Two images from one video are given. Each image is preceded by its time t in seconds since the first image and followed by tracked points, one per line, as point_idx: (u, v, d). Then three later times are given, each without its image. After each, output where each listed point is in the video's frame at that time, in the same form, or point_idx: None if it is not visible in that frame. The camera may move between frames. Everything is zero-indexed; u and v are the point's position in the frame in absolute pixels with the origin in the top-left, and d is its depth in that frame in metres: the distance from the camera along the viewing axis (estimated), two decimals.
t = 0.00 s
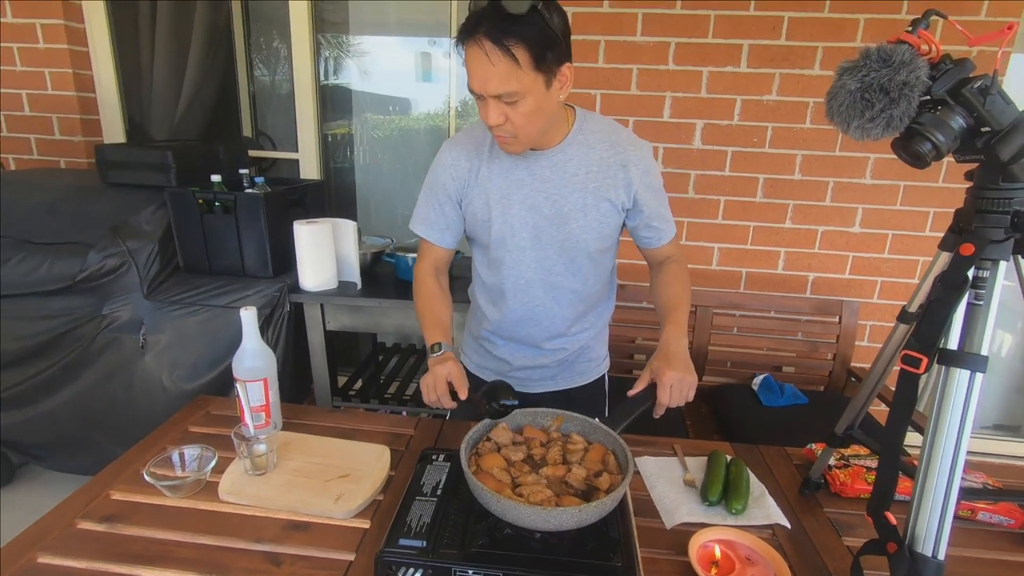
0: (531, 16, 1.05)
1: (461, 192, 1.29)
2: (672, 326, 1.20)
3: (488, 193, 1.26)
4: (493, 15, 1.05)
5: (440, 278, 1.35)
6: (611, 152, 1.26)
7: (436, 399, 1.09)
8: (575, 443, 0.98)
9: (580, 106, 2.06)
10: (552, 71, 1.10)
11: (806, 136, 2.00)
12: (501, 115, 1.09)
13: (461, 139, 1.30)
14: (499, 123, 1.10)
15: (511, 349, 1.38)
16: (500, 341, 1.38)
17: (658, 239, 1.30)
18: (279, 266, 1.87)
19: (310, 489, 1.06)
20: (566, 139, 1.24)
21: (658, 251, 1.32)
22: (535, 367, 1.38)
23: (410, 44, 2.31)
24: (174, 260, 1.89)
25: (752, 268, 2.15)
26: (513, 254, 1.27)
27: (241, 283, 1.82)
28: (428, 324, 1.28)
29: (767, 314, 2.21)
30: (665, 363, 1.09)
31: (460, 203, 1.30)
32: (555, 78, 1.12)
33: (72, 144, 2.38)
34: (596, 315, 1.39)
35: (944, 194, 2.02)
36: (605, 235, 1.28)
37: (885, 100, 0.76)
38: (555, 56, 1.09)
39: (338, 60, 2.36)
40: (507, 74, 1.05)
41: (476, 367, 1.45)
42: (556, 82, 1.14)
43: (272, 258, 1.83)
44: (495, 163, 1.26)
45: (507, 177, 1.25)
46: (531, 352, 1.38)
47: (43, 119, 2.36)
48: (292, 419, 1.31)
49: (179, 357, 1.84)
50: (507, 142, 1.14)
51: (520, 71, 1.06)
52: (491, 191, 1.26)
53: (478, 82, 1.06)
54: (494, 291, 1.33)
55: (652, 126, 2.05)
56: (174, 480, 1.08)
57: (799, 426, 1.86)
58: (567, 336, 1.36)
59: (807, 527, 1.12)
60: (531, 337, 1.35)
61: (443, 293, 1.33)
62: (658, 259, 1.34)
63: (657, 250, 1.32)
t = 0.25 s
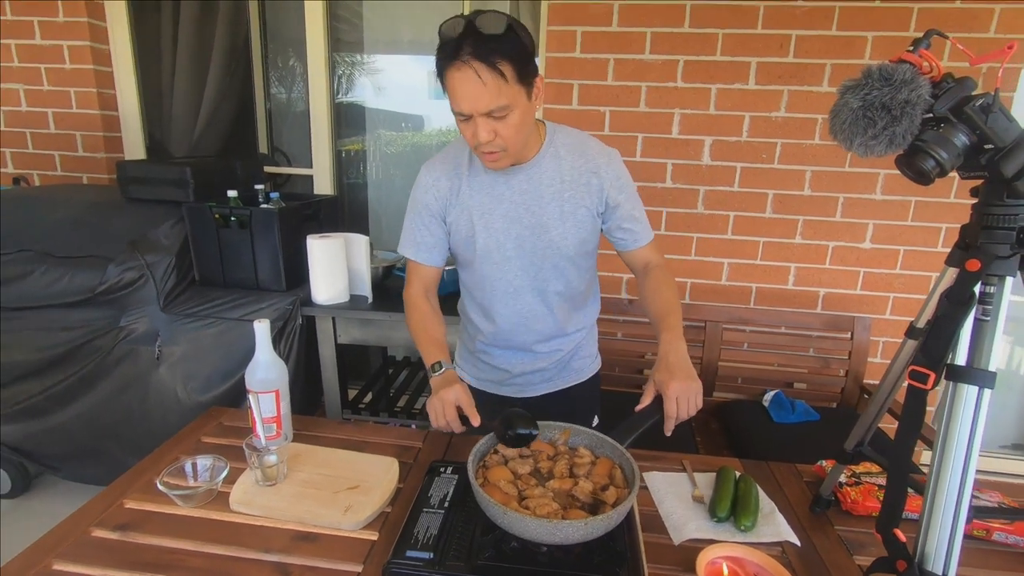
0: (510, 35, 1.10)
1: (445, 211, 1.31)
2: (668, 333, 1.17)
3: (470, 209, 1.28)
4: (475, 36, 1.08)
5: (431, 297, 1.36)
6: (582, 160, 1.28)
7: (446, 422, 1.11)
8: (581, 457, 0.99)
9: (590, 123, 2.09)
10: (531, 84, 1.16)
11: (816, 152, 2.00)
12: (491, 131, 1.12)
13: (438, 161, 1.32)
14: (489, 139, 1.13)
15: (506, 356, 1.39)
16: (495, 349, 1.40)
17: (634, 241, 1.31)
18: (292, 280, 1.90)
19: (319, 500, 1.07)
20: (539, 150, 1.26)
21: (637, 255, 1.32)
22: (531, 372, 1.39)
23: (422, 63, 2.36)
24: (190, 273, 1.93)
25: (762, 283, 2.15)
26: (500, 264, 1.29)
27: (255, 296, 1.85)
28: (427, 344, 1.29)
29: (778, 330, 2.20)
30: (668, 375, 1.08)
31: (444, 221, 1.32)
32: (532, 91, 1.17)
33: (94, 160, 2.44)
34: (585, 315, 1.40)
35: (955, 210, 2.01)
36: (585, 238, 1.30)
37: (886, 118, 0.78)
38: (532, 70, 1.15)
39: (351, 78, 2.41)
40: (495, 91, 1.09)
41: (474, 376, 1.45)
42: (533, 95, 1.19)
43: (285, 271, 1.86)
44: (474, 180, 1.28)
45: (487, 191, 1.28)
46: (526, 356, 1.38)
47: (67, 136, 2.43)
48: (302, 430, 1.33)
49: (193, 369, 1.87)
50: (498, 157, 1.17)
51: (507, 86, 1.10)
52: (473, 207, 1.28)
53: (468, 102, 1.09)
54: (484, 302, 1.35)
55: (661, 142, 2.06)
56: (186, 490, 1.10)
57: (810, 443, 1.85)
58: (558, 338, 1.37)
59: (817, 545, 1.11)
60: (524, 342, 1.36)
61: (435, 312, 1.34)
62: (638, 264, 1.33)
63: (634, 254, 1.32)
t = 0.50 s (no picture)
0: (517, 44, 1.11)
1: (455, 221, 1.32)
2: (675, 345, 1.16)
3: (480, 219, 1.30)
4: (482, 44, 1.10)
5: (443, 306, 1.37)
6: (592, 171, 1.29)
7: (460, 424, 1.09)
8: (589, 469, 0.98)
9: (602, 135, 2.09)
10: (537, 94, 1.17)
11: (830, 164, 1.99)
12: (496, 139, 1.13)
13: (449, 171, 1.33)
14: (494, 147, 1.13)
15: (516, 367, 1.39)
16: (505, 360, 1.40)
17: (642, 255, 1.30)
18: (305, 290, 1.92)
19: (327, 509, 1.07)
20: (548, 161, 1.27)
21: (644, 268, 1.31)
22: (541, 383, 1.38)
23: (437, 77, 2.39)
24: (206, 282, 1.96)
25: (776, 295, 2.13)
26: (509, 274, 1.30)
27: (269, 305, 1.88)
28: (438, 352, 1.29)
29: (792, 343, 2.17)
30: (677, 386, 1.06)
31: (454, 231, 1.33)
32: (538, 100, 1.17)
33: (116, 172, 2.50)
34: (596, 326, 1.39)
35: (973, 222, 1.99)
36: (595, 250, 1.30)
37: (896, 128, 0.78)
38: (538, 80, 1.16)
39: (367, 91, 2.44)
40: (501, 97, 1.10)
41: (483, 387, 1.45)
42: (540, 105, 1.19)
43: (299, 280, 1.88)
44: (484, 190, 1.29)
45: (497, 201, 1.29)
46: (536, 367, 1.38)
47: (91, 149, 2.49)
48: (312, 439, 1.33)
49: (207, 377, 1.89)
50: (503, 165, 1.17)
51: (513, 94, 1.11)
52: (483, 217, 1.29)
53: (474, 109, 1.10)
54: (494, 313, 1.35)
55: (673, 154, 2.06)
56: (196, 496, 1.11)
57: (826, 458, 1.82)
58: (568, 350, 1.37)
59: (831, 561, 1.09)
60: (533, 352, 1.36)
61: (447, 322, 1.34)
62: (644, 275, 1.32)
63: (641, 266, 1.31)
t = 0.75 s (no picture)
0: (513, 54, 1.12)
1: (464, 230, 1.34)
2: (674, 356, 1.18)
3: (488, 228, 1.30)
4: (476, 55, 1.12)
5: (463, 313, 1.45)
6: (600, 179, 1.27)
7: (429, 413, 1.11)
8: (592, 479, 0.97)
9: (610, 144, 2.09)
10: (534, 104, 1.15)
11: (841, 172, 1.97)
12: (489, 147, 1.15)
13: (458, 181, 1.35)
14: (487, 155, 1.15)
15: (527, 376, 1.39)
16: (516, 369, 1.40)
17: (649, 263, 1.28)
18: (313, 297, 1.94)
19: (328, 516, 1.07)
20: (555, 169, 1.26)
21: (648, 277, 1.30)
22: (551, 393, 1.38)
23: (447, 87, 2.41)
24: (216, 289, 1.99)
25: (787, 304, 2.10)
26: (516, 283, 1.30)
27: (277, 312, 1.89)
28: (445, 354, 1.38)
29: (804, 353, 2.14)
30: (676, 394, 1.07)
31: (463, 240, 1.35)
32: (537, 110, 1.17)
33: (132, 182, 2.54)
34: (607, 337, 1.38)
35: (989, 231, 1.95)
36: (603, 259, 1.28)
37: (902, 132, 0.77)
38: (537, 90, 1.15)
39: (380, 102, 2.46)
40: (491, 108, 1.11)
41: (494, 397, 1.45)
42: (540, 114, 1.19)
43: (307, 287, 1.90)
44: (491, 199, 1.30)
45: (504, 210, 1.29)
46: (546, 377, 1.37)
47: (108, 159, 2.53)
48: (317, 446, 1.34)
49: (216, 384, 1.91)
50: (498, 174, 1.19)
51: (504, 105, 1.12)
52: (491, 226, 1.30)
53: (467, 117, 1.13)
54: (503, 321, 1.36)
55: (681, 162, 2.05)
56: (200, 501, 1.11)
57: (838, 471, 1.78)
58: (578, 360, 1.35)
59: None
60: (543, 362, 1.35)
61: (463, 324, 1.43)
62: (648, 284, 1.31)
63: (648, 276, 1.29)
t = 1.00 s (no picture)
0: (492, 65, 1.12)
1: (461, 239, 1.35)
2: (674, 353, 1.17)
3: (482, 235, 1.31)
4: (456, 67, 1.13)
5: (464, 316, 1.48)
6: (590, 182, 1.27)
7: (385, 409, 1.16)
8: (595, 484, 0.96)
9: (616, 149, 2.09)
10: (517, 114, 1.16)
11: (849, 176, 1.95)
12: (474, 157, 1.16)
13: (453, 191, 1.37)
14: (473, 164, 1.17)
15: (528, 382, 1.39)
16: (518, 374, 1.40)
17: (644, 264, 1.27)
18: (320, 303, 1.95)
19: (331, 521, 1.07)
20: (546, 174, 1.26)
21: (647, 276, 1.29)
22: (553, 399, 1.37)
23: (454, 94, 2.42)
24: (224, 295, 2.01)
25: (795, 310, 2.08)
26: (513, 289, 1.31)
27: (284, 318, 1.91)
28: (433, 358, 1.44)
29: (813, 359, 2.12)
30: (675, 390, 1.06)
31: (460, 250, 1.36)
32: (521, 118, 1.17)
33: (143, 189, 2.57)
34: (607, 339, 1.37)
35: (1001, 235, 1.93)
36: (598, 261, 1.27)
37: (907, 133, 0.76)
38: (518, 98, 1.15)
39: (390, 111, 2.48)
40: (472, 119, 1.12)
41: (497, 403, 1.45)
42: (524, 122, 1.18)
43: (314, 294, 1.92)
44: (484, 206, 1.31)
45: (498, 217, 1.29)
46: (547, 382, 1.37)
47: (120, 166, 2.56)
48: (321, 450, 1.34)
49: (223, 389, 1.92)
50: (486, 182, 1.20)
51: (486, 115, 1.13)
52: (486, 233, 1.30)
53: (451, 128, 1.15)
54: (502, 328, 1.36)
55: (688, 167, 2.05)
56: (204, 505, 1.11)
57: (849, 478, 1.75)
58: (579, 364, 1.35)
59: None
60: (543, 367, 1.35)
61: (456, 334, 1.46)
62: (647, 284, 1.30)
63: (646, 275, 1.29)
